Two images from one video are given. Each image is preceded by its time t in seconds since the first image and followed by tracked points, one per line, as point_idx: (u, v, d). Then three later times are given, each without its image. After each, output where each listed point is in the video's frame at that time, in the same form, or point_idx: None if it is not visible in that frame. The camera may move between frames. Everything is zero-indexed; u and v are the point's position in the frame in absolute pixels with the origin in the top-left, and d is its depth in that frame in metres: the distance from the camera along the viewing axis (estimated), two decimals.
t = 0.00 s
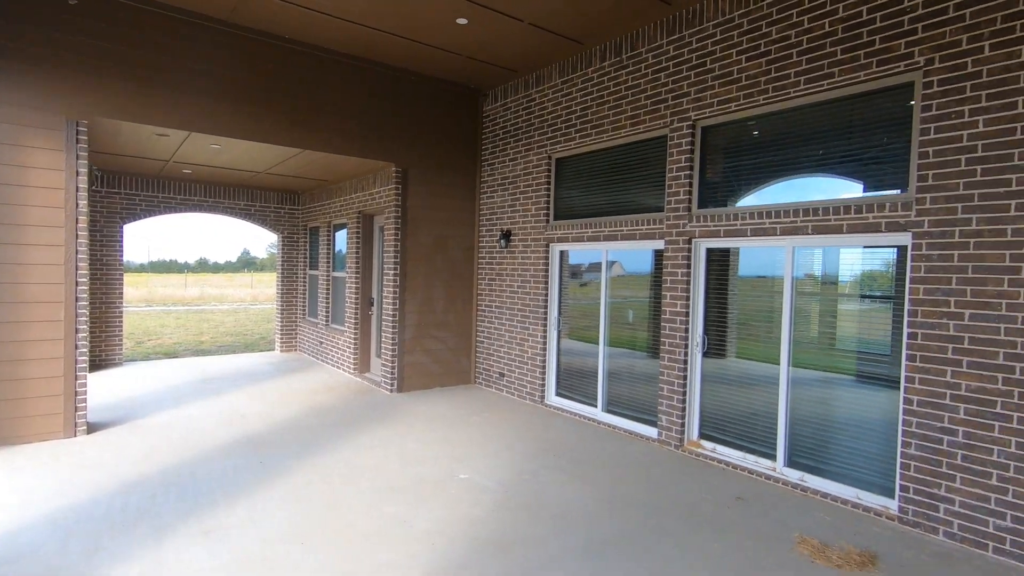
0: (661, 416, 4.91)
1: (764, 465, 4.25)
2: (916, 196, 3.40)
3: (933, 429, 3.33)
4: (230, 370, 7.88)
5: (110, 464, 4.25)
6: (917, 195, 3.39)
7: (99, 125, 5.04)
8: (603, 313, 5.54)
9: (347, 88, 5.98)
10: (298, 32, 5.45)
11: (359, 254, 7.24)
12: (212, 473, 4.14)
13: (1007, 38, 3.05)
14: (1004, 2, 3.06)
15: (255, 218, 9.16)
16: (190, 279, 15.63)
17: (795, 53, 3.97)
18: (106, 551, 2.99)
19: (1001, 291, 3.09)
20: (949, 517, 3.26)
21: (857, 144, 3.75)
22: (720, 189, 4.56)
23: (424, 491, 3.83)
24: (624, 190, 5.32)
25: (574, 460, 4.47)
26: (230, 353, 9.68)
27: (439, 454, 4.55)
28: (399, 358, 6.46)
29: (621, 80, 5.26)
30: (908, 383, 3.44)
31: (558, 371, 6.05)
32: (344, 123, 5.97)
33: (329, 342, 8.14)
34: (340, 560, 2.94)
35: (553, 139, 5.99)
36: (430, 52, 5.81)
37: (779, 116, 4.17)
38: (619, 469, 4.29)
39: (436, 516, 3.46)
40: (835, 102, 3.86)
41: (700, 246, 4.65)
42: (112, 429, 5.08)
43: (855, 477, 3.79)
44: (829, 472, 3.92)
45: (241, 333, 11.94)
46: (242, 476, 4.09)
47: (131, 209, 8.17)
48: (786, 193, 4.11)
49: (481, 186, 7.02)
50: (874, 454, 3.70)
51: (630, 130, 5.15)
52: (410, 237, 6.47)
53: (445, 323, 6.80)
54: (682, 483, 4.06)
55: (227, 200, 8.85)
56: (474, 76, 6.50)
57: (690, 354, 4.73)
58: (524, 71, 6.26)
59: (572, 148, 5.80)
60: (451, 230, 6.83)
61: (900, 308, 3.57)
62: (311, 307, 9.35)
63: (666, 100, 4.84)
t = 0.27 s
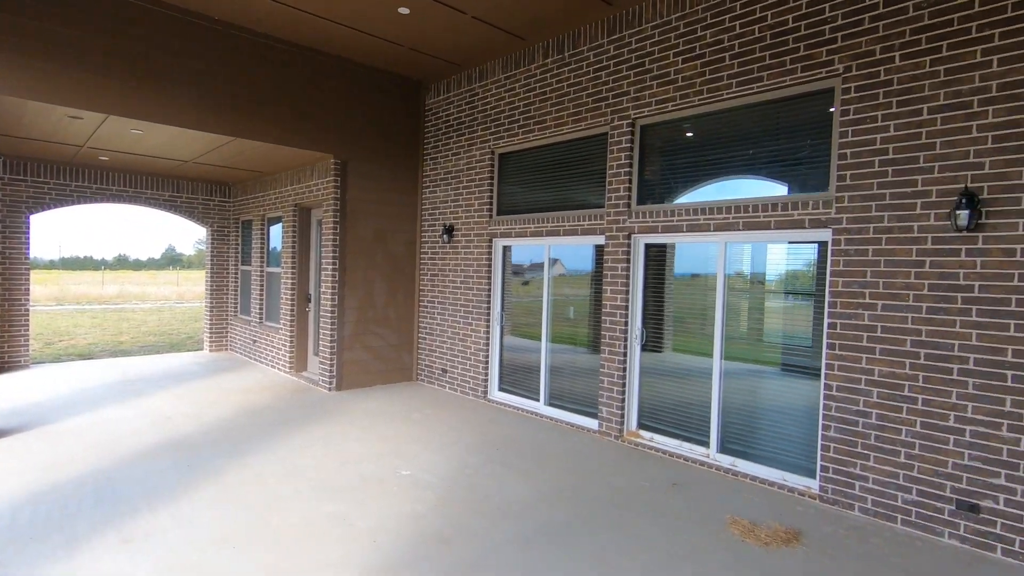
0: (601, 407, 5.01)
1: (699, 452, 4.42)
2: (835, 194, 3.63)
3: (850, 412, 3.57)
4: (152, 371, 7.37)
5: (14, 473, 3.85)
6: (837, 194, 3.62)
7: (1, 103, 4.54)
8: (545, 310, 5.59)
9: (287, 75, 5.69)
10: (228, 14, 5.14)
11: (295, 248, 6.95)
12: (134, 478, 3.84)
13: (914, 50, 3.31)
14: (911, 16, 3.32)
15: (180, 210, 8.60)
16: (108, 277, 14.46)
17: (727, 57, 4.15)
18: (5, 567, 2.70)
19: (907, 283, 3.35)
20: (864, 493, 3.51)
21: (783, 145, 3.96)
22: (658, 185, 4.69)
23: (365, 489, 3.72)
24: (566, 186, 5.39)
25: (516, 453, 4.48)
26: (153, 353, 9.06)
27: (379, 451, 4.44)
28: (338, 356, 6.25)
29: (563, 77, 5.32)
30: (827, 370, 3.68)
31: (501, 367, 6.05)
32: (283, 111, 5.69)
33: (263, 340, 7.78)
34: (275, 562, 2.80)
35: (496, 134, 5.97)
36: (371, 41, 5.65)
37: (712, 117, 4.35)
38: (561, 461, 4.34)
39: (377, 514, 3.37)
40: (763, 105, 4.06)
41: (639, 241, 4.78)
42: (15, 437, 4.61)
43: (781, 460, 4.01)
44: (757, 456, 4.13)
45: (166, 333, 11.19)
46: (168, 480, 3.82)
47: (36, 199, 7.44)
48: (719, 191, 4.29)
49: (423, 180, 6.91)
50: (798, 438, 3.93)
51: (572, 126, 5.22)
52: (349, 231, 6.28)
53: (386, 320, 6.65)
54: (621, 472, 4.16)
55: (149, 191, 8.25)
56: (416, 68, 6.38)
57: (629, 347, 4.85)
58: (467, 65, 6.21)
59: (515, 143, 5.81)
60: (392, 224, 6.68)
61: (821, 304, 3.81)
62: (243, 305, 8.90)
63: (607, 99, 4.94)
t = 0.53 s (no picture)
0: (535, 402, 5.05)
1: (629, 442, 4.55)
2: (753, 194, 3.85)
3: (766, 399, 3.80)
4: (47, 374, 6.68)
5: None
6: (754, 193, 3.84)
7: None
8: (478, 308, 5.57)
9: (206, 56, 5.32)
10: None
11: (213, 242, 6.52)
12: (26, 491, 3.45)
13: (823, 61, 3.57)
14: (820, 29, 3.58)
15: (81, 199, 7.79)
16: None
17: (655, 59, 4.30)
18: None
19: (816, 277, 3.60)
20: (778, 474, 3.74)
21: (707, 147, 4.15)
22: (590, 183, 4.79)
23: (291, 491, 3.55)
24: (500, 182, 5.39)
25: (450, 449, 4.43)
26: (48, 356, 8.22)
27: (306, 452, 4.25)
28: (261, 355, 5.94)
29: (497, 72, 5.31)
30: (746, 360, 3.89)
31: (434, 364, 5.97)
32: (203, 95, 5.31)
33: (177, 340, 7.26)
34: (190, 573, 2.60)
35: (429, 127, 5.88)
36: (297, 26, 5.39)
37: (641, 118, 4.49)
38: (495, 455, 4.33)
39: (304, 517, 3.21)
40: (688, 107, 4.24)
41: (572, 237, 4.86)
42: None
43: (704, 448, 4.20)
44: (683, 444, 4.30)
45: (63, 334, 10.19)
46: (67, 492, 3.46)
47: None
48: (647, 189, 4.43)
49: (353, 173, 6.69)
50: (719, 426, 4.13)
51: (506, 122, 5.23)
52: (274, 224, 5.97)
53: (313, 317, 6.39)
54: (555, 464, 4.21)
55: (47, 178, 7.39)
56: (346, 57, 6.16)
57: (562, 341, 4.92)
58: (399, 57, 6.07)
59: (449, 138, 5.74)
60: (320, 218, 6.42)
61: (739, 300, 4.02)
62: (155, 302, 8.25)
63: (540, 96, 4.98)
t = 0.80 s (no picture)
0: (484, 400, 5.02)
1: (577, 437, 4.60)
2: (696, 194, 3.97)
3: (707, 392, 3.93)
4: None
5: None
6: (697, 193, 3.96)
7: None
8: (426, 307, 5.49)
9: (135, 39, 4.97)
10: None
11: (141, 236, 6.11)
12: None
13: (760, 67, 3.72)
14: (757, 36, 3.73)
15: None
16: None
17: (602, 60, 4.36)
18: None
19: (754, 274, 3.76)
20: (719, 465, 3.88)
21: (651, 147, 4.24)
22: (539, 181, 4.81)
23: (229, 498, 3.37)
24: (449, 179, 5.32)
25: (397, 450, 4.33)
26: None
27: (244, 457, 4.05)
28: (195, 357, 5.62)
29: (445, 67, 5.23)
30: (688, 355, 4.01)
31: (381, 363, 5.83)
32: (131, 79, 4.96)
33: (100, 341, 6.76)
34: None
35: (375, 121, 5.72)
36: (234, 13, 5.11)
37: (589, 117, 4.54)
38: (444, 454, 4.27)
39: (241, 524, 3.05)
40: (633, 109, 4.32)
41: (521, 235, 4.86)
42: None
43: (648, 441, 4.30)
44: (629, 438, 4.39)
45: None
46: None
47: None
48: (594, 188, 4.50)
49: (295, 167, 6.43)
50: (663, 420, 4.24)
51: (454, 118, 5.16)
52: (209, 218, 5.66)
53: (252, 316, 6.10)
54: (504, 461, 4.20)
55: None
56: (287, 48, 5.89)
57: (511, 339, 4.92)
58: (343, 49, 5.87)
59: (396, 132, 5.61)
60: (260, 213, 6.13)
61: (681, 298, 4.14)
62: (76, 301, 7.65)
63: (489, 93, 4.95)
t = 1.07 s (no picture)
0: (453, 400, 4.98)
1: (546, 436, 4.61)
2: (663, 194, 4.02)
3: (675, 389, 3.99)
4: None
5: None
6: (664, 194, 4.01)
7: None
8: (393, 307, 5.42)
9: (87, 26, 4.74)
10: None
11: (92, 233, 5.82)
12: None
13: (725, 70, 3.80)
14: (722, 40, 3.81)
15: None
16: None
17: (571, 60, 4.37)
18: None
19: (719, 273, 3.83)
20: (686, 460, 3.95)
21: (619, 147, 4.28)
22: (508, 179, 4.80)
23: (188, 505, 3.24)
24: (418, 176, 5.25)
25: (365, 451, 4.25)
26: None
27: (204, 462, 3.90)
28: (151, 358, 5.39)
29: (414, 63, 5.16)
30: (656, 353, 4.06)
31: (348, 364, 5.73)
32: (82, 68, 4.72)
33: (49, 343, 6.43)
34: None
35: (341, 117, 5.59)
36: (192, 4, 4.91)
37: (558, 117, 4.55)
38: (412, 456, 4.22)
39: (201, 532, 2.94)
40: (602, 109, 4.35)
41: (490, 234, 4.84)
42: None
43: (617, 439, 4.34)
44: (598, 436, 4.43)
45: None
46: None
47: None
48: (563, 187, 4.51)
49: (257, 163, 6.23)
50: (630, 417, 4.28)
51: (423, 115, 5.10)
52: (167, 215, 5.44)
53: (212, 316, 5.90)
54: (474, 461, 4.17)
55: None
56: (248, 41, 5.70)
57: (480, 338, 4.89)
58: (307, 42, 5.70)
59: (363, 129, 5.51)
60: (220, 210, 5.92)
61: (648, 297, 4.20)
62: (22, 301, 7.24)
63: (458, 90, 4.91)
